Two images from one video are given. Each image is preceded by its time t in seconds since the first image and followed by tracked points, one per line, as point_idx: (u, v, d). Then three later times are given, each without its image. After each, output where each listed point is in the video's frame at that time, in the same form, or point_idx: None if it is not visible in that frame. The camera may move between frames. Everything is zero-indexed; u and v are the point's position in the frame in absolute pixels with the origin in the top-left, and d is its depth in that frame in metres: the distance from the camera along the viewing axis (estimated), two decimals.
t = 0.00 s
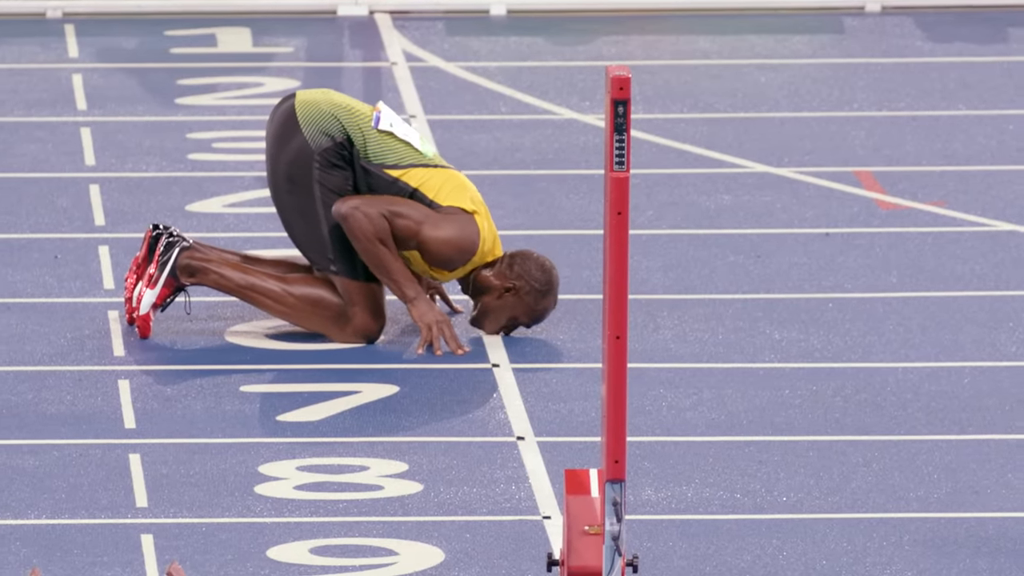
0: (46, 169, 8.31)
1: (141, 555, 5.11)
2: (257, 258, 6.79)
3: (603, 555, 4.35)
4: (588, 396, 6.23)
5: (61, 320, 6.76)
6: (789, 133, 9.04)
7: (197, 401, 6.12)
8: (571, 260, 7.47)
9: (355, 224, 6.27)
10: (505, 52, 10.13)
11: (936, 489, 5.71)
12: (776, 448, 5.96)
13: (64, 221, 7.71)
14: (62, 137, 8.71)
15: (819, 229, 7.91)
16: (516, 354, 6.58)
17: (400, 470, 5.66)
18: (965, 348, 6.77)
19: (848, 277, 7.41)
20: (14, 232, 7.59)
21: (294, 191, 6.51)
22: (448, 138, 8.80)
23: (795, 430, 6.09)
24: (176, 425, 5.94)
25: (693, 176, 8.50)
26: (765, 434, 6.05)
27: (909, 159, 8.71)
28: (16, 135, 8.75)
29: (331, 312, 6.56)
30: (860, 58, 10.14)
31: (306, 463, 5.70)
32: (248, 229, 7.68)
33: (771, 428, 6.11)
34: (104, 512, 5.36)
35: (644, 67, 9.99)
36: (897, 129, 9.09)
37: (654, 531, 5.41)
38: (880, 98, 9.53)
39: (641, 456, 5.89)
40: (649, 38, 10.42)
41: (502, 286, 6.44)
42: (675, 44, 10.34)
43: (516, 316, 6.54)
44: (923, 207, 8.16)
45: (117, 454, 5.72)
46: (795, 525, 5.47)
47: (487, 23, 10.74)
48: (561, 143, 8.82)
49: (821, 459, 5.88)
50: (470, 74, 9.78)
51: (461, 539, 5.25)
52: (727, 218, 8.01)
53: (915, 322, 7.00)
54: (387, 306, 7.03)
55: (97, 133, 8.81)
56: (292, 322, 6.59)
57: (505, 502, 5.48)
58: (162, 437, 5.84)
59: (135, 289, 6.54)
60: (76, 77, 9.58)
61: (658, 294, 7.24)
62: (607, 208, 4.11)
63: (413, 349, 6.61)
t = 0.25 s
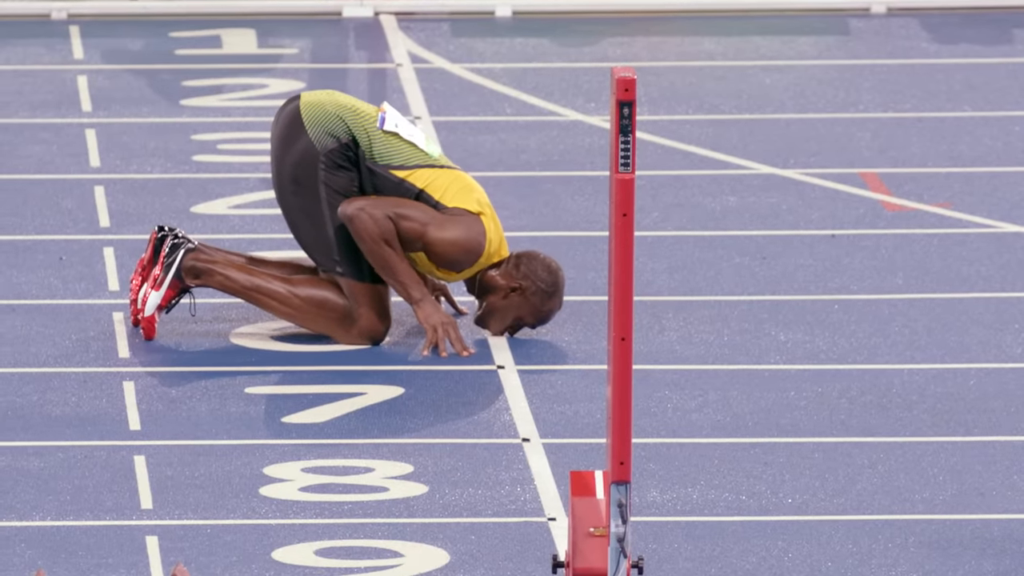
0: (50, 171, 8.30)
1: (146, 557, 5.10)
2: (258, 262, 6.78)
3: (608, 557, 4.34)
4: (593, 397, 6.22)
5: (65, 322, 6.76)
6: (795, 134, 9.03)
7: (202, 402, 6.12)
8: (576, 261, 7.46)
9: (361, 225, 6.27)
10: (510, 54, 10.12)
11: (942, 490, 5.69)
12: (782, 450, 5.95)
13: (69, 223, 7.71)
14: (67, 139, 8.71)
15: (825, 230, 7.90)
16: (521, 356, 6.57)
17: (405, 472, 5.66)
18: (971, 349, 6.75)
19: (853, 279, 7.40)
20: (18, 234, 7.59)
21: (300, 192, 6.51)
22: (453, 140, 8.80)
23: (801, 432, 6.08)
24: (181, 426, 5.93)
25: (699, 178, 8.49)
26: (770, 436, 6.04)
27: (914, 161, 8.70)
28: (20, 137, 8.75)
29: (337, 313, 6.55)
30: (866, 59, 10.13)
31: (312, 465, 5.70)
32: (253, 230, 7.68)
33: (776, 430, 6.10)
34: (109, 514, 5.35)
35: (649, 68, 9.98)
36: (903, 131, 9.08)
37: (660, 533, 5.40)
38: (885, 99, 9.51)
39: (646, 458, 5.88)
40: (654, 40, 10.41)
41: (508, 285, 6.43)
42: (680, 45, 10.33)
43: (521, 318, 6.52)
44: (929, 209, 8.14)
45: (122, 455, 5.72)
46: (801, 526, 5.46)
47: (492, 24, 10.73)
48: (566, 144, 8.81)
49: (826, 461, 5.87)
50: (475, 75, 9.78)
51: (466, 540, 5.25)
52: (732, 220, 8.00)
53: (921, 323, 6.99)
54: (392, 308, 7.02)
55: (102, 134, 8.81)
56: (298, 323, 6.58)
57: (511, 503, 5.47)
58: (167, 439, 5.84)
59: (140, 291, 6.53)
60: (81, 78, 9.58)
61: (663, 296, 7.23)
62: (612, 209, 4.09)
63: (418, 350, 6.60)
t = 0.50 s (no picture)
0: (55, 171, 8.30)
1: (151, 558, 5.09)
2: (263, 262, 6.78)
3: (614, 557, 4.34)
4: (599, 398, 6.21)
5: (71, 322, 6.75)
6: (800, 134, 9.02)
7: (207, 403, 6.11)
8: (582, 262, 7.45)
9: (366, 225, 6.26)
10: (515, 54, 10.11)
11: (948, 491, 5.68)
12: (788, 450, 5.93)
13: (74, 223, 7.71)
14: (72, 139, 8.71)
15: (831, 231, 7.88)
16: (526, 357, 6.56)
17: (411, 472, 5.65)
18: (977, 350, 6.74)
19: (859, 279, 7.38)
20: (23, 234, 7.59)
21: (304, 193, 6.50)
22: (458, 140, 8.79)
23: (807, 433, 6.07)
24: (187, 427, 5.93)
25: (705, 178, 8.48)
26: (776, 436, 6.03)
27: (921, 161, 8.68)
28: (25, 137, 8.75)
29: (343, 314, 6.55)
30: (872, 60, 10.11)
31: (317, 465, 5.69)
32: (258, 231, 7.67)
33: (782, 430, 6.08)
34: (114, 514, 5.35)
35: (655, 69, 9.97)
36: (909, 131, 9.06)
37: (666, 533, 5.39)
38: (892, 99, 9.50)
39: (652, 459, 5.87)
40: (660, 40, 10.40)
41: (516, 281, 6.39)
42: (686, 45, 10.31)
43: (527, 315, 6.47)
44: (935, 209, 8.13)
45: (127, 456, 5.71)
46: (807, 527, 5.45)
47: (498, 24, 10.71)
48: (572, 144, 8.80)
49: (832, 462, 5.86)
50: (481, 76, 9.77)
51: (472, 541, 5.24)
52: (738, 220, 7.99)
53: (927, 324, 6.98)
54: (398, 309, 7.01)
55: (107, 135, 8.80)
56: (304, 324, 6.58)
57: (517, 504, 5.46)
58: (172, 439, 5.83)
59: (146, 290, 6.53)
60: (86, 79, 9.58)
61: (669, 296, 7.22)
62: (618, 210, 4.07)
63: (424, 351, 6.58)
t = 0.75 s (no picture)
0: (59, 172, 8.30)
1: (155, 559, 5.09)
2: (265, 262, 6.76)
3: (618, 559, 4.32)
4: (603, 399, 6.20)
5: (75, 323, 6.75)
6: (805, 134, 9.01)
7: (212, 404, 6.11)
8: (586, 262, 7.44)
9: (371, 227, 6.25)
10: (519, 54, 10.10)
11: (953, 492, 5.67)
12: (793, 452, 5.92)
13: (78, 224, 7.70)
14: (76, 140, 8.71)
15: (836, 232, 7.87)
16: (531, 357, 6.55)
17: (415, 473, 5.64)
18: (982, 350, 6.73)
19: (864, 280, 7.37)
20: (27, 234, 7.59)
21: (304, 196, 6.50)
22: (462, 140, 8.78)
23: (812, 434, 6.06)
24: (191, 428, 5.92)
25: (709, 178, 8.47)
26: (780, 438, 6.02)
27: (926, 162, 8.67)
28: (30, 137, 8.75)
29: (346, 315, 6.55)
30: (877, 60, 10.10)
31: (322, 466, 5.68)
32: (262, 231, 7.67)
33: (787, 431, 6.07)
34: (118, 515, 5.34)
35: (659, 69, 9.96)
36: (913, 131, 9.05)
37: (670, 535, 5.38)
38: (897, 100, 9.48)
39: (657, 460, 5.86)
40: (665, 40, 10.39)
41: (524, 272, 6.33)
42: (691, 46, 10.30)
43: (537, 307, 6.40)
44: (940, 210, 8.11)
45: (131, 457, 5.71)
46: (811, 528, 5.44)
47: (502, 24, 10.71)
48: (576, 145, 8.80)
49: (837, 463, 5.85)
50: (485, 76, 9.76)
51: (476, 542, 5.23)
52: (743, 221, 7.98)
53: (932, 325, 6.96)
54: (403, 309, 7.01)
55: (111, 135, 8.80)
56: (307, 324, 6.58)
57: (521, 505, 5.46)
58: (176, 440, 5.83)
59: (151, 291, 6.52)
60: (90, 79, 9.58)
61: (674, 297, 7.21)
62: (622, 210, 4.06)
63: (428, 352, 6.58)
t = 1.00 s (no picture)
0: (63, 172, 8.30)
1: (159, 559, 5.08)
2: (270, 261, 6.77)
3: (622, 559, 4.31)
4: (607, 399, 6.20)
5: (79, 323, 6.75)
6: (810, 134, 9.00)
7: (216, 404, 6.10)
8: (590, 262, 7.44)
9: (375, 227, 6.24)
10: (524, 54, 10.09)
11: (957, 492, 5.66)
12: (797, 452, 5.91)
13: (82, 224, 7.70)
14: (80, 140, 8.71)
15: (840, 232, 7.86)
16: (535, 358, 6.55)
17: (419, 473, 5.64)
18: (987, 350, 6.72)
19: (868, 280, 7.36)
20: (31, 234, 7.58)
21: (304, 198, 6.50)
22: (467, 140, 8.78)
23: (817, 434, 6.05)
24: (195, 428, 5.92)
25: (714, 178, 8.47)
26: (785, 438, 6.01)
27: (930, 162, 8.66)
28: (34, 137, 8.75)
29: (349, 315, 6.55)
30: (882, 60, 10.09)
31: (326, 466, 5.68)
32: (267, 231, 7.66)
33: (792, 431, 6.06)
34: (122, 515, 5.34)
35: (664, 69, 9.95)
36: (918, 131, 9.04)
37: (674, 535, 5.38)
38: (902, 100, 9.47)
39: (662, 460, 5.85)
40: (669, 40, 10.38)
41: (534, 255, 6.24)
42: (696, 46, 10.29)
43: (548, 290, 6.30)
44: (945, 210, 8.10)
45: (135, 457, 5.71)
46: (816, 528, 5.43)
47: (507, 24, 10.70)
48: (581, 145, 8.79)
49: (842, 463, 5.84)
50: (489, 76, 9.75)
51: (480, 543, 5.22)
52: (747, 221, 7.97)
53: (936, 325, 6.96)
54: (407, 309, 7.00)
55: (115, 135, 8.80)
56: (310, 325, 6.58)
57: (525, 505, 5.45)
58: (180, 441, 5.82)
59: (155, 291, 6.52)
60: (94, 79, 9.58)
61: (678, 297, 7.20)
62: (627, 210, 4.05)
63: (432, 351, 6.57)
